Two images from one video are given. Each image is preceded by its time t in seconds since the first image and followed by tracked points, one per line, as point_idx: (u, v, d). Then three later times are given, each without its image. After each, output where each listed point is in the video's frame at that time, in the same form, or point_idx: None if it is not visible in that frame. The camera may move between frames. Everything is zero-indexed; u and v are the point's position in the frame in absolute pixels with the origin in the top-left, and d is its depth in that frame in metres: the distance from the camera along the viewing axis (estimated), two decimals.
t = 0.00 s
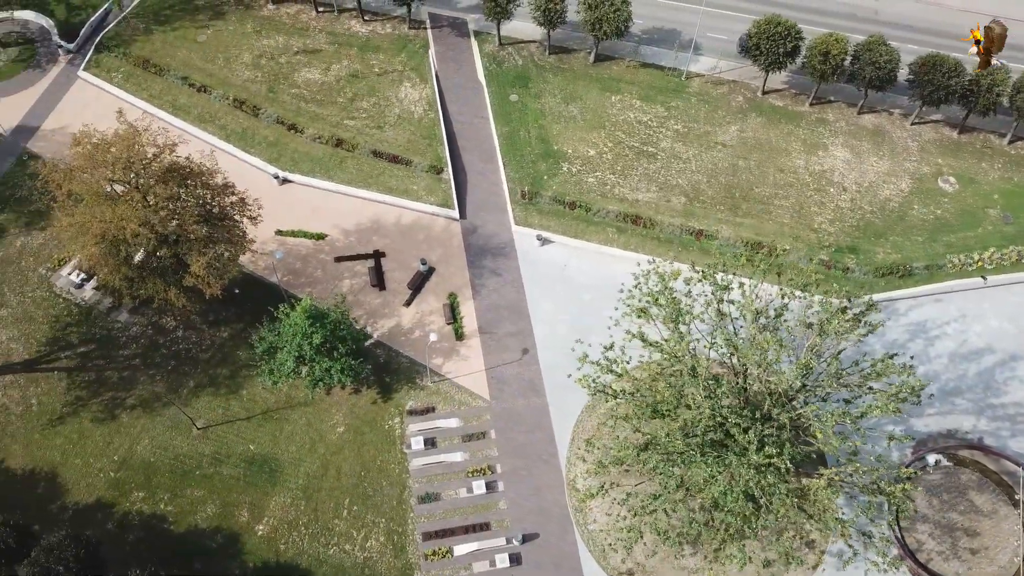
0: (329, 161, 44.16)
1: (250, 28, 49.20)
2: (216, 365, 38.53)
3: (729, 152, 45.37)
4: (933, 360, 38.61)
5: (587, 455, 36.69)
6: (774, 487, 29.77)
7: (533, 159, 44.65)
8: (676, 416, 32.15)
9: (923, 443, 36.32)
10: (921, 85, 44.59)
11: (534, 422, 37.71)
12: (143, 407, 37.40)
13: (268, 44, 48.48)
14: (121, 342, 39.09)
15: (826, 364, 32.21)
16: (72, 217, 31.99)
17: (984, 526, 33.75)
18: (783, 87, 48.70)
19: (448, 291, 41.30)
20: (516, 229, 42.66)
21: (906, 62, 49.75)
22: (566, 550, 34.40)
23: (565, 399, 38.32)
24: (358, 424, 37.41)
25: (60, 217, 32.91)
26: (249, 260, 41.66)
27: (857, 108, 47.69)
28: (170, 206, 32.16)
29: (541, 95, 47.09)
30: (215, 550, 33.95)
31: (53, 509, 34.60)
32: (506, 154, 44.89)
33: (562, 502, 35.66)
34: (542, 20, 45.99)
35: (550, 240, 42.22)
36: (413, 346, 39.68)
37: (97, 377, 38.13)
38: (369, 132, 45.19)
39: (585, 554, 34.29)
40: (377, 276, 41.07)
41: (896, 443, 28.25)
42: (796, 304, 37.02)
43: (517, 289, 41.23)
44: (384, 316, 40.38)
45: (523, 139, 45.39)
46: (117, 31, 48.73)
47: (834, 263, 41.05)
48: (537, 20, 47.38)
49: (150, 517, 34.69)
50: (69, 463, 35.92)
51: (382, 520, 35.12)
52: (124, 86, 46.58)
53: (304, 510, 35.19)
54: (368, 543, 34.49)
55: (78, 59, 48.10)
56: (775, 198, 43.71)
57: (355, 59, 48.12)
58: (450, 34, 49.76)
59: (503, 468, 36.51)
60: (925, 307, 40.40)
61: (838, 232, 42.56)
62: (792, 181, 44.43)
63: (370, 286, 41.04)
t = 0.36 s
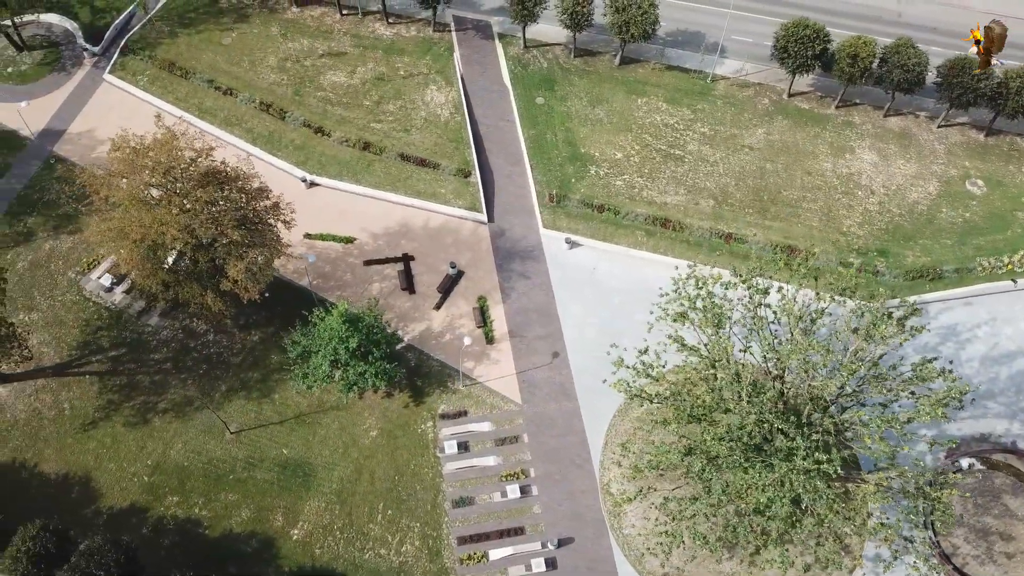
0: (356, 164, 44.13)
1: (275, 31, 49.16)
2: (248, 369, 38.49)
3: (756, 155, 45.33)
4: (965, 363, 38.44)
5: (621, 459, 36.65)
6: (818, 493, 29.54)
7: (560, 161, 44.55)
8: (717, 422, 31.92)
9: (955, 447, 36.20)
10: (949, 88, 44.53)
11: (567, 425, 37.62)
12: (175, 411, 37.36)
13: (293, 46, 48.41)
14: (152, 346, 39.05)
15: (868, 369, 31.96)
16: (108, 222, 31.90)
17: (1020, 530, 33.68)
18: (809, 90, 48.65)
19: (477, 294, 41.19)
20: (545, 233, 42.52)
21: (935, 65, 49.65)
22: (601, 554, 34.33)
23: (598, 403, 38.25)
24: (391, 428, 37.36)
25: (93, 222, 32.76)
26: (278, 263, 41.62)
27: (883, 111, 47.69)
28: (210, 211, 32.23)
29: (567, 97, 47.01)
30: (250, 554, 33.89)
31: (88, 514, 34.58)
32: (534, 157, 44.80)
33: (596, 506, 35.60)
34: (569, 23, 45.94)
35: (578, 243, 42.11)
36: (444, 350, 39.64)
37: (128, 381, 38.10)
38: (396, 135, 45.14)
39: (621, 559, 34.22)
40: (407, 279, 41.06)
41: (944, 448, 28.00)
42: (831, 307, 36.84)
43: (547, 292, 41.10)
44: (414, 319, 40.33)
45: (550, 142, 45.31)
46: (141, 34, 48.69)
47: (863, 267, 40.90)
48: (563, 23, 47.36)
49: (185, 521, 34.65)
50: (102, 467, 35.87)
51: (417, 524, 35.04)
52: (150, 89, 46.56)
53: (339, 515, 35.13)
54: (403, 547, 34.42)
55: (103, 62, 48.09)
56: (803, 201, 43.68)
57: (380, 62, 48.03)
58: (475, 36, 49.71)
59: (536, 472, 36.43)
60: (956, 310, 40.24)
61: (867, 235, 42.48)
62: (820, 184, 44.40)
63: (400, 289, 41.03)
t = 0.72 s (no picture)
0: (387, 168, 44.14)
1: (303, 34, 49.13)
2: (283, 373, 38.48)
3: (786, 158, 45.31)
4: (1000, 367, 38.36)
5: (658, 463, 36.62)
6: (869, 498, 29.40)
7: (591, 164, 44.49)
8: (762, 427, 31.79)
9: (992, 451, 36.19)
10: (980, 91, 44.47)
11: (603, 429, 37.56)
12: (212, 415, 37.31)
13: (321, 50, 48.38)
14: (186, 350, 39.02)
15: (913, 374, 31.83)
16: (152, 227, 31.87)
17: None
18: (838, 93, 48.63)
19: (511, 297, 41.04)
20: (577, 236, 42.44)
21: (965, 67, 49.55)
22: (641, 559, 34.25)
23: (634, 407, 38.20)
24: (428, 432, 37.29)
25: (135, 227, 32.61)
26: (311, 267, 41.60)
27: (912, 114, 47.69)
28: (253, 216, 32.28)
29: (596, 100, 46.98)
30: (290, 559, 33.86)
31: (128, 518, 34.55)
32: (564, 160, 44.74)
33: (634, 510, 35.55)
34: (599, 26, 45.91)
35: (611, 246, 42.08)
36: (479, 353, 39.54)
37: (164, 385, 38.05)
38: (426, 139, 45.15)
39: (661, 563, 34.15)
40: (440, 282, 41.04)
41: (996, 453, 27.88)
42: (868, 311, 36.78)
43: (580, 295, 41.02)
44: (448, 323, 40.29)
45: (580, 144, 45.25)
46: (169, 37, 48.64)
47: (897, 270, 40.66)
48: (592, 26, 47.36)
49: (224, 526, 34.61)
50: (140, 472, 35.82)
51: (456, 529, 34.96)
52: (180, 92, 46.56)
53: (377, 519, 35.07)
54: (443, 552, 34.36)
55: (131, 65, 48.06)
56: (834, 204, 43.61)
57: (408, 65, 48.00)
58: (502, 39, 49.71)
59: (574, 477, 36.38)
60: (991, 313, 39.93)
61: (899, 238, 42.30)
62: (851, 187, 44.36)
63: (433, 293, 41.01)
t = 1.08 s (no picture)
0: (419, 171, 44.13)
1: (331, 37, 49.10)
2: (319, 377, 38.49)
3: (817, 161, 45.27)
4: None
5: (696, 467, 36.59)
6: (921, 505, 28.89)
7: (622, 167, 44.40)
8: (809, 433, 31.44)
9: None
10: (1012, 94, 44.34)
11: (640, 433, 37.49)
12: (248, 419, 37.27)
13: (349, 52, 48.35)
14: (222, 354, 38.99)
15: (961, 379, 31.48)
16: (196, 231, 32.02)
17: None
18: (867, 95, 48.61)
19: (544, 301, 40.86)
20: (609, 239, 42.32)
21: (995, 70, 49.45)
22: (682, 563, 34.19)
23: (671, 411, 38.11)
24: (464, 436, 37.24)
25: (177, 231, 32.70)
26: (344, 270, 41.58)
27: (942, 117, 47.65)
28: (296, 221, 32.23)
29: (626, 103, 46.93)
30: (330, 564, 33.80)
31: (167, 522, 34.52)
32: (595, 163, 44.64)
33: (673, 515, 35.51)
34: (629, 28, 45.87)
35: (643, 249, 41.97)
36: (514, 357, 39.36)
37: (200, 389, 38.00)
38: (457, 142, 45.11)
39: (702, 568, 34.07)
40: (473, 286, 40.94)
41: None
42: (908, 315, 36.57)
43: (614, 299, 40.86)
44: (482, 326, 40.17)
45: (610, 147, 45.17)
46: (197, 40, 48.61)
47: (931, 273, 40.44)
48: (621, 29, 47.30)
49: (263, 530, 34.56)
50: (178, 476, 35.78)
51: (495, 533, 34.89)
52: (209, 96, 46.55)
53: (416, 524, 35.01)
54: (483, 556, 34.30)
55: (159, 68, 48.06)
56: (866, 207, 43.51)
57: (437, 67, 47.94)
58: (530, 42, 49.68)
59: (612, 481, 36.31)
60: None
61: (932, 241, 42.09)
62: (882, 190, 44.26)
63: (466, 296, 40.92)
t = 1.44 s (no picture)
0: (450, 175, 44.10)
1: (359, 40, 49.07)
2: (355, 381, 38.52)
3: (847, 164, 45.22)
4: None
5: (734, 471, 36.60)
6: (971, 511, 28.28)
7: (654, 170, 44.35)
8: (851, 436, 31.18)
9: None
10: None
11: (677, 437, 37.47)
12: (285, 423, 37.25)
13: (378, 55, 48.32)
14: (257, 358, 38.96)
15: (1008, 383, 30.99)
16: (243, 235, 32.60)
17: None
18: (895, 98, 48.58)
19: (577, 304, 40.69)
20: (641, 242, 42.25)
21: None
22: (722, 567, 34.14)
23: (707, 414, 38.07)
24: (502, 440, 37.18)
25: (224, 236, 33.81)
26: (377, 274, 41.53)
27: (971, 120, 47.61)
28: (338, 225, 32.16)
29: (655, 106, 46.89)
30: (371, 569, 33.75)
31: (207, 527, 34.49)
32: (626, 166, 44.57)
33: (712, 519, 35.47)
34: (660, 31, 45.85)
35: (676, 253, 41.94)
36: (548, 361, 39.20)
37: (236, 393, 37.95)
38: (487, 145, 45.08)
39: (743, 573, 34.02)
40: (507, 289, 40.76)
41: None
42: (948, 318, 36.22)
43: (648, 302, 40.78)
44: (516, 330, 39.98)
45: (641, 150, 45.12)
46: (226, 43, 48.61)
47: (966, 276, 40.24)
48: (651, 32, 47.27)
49: (303, 535, 34.53)
50: (216, 480, 35.75)
51: (535, 538, 34.84)
52: (239, 99, 46.53)
53: (456, 528, 34.97)
54: (523, 561, 34.25)
55: (188, 71, 48.04)
56: (898, 210, 43.44)
57: (466, 70, 47.91)
58: (558, 44, 49.63)
59: (650, 485, 36.28)
60: None
61: (965, 244, 41.91)
62: (914, 193, 44.20)
63: (500, 300, 40.73)
